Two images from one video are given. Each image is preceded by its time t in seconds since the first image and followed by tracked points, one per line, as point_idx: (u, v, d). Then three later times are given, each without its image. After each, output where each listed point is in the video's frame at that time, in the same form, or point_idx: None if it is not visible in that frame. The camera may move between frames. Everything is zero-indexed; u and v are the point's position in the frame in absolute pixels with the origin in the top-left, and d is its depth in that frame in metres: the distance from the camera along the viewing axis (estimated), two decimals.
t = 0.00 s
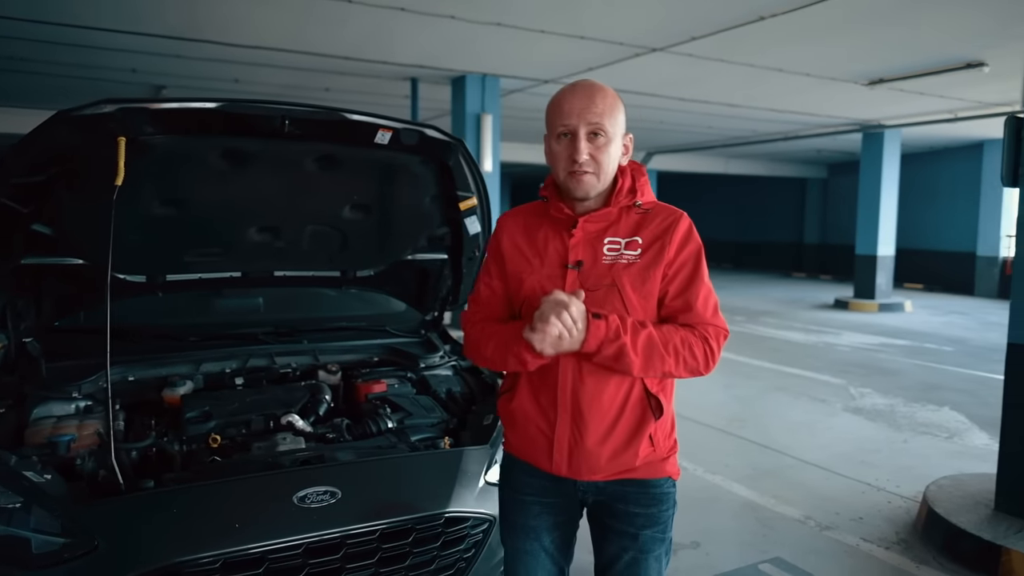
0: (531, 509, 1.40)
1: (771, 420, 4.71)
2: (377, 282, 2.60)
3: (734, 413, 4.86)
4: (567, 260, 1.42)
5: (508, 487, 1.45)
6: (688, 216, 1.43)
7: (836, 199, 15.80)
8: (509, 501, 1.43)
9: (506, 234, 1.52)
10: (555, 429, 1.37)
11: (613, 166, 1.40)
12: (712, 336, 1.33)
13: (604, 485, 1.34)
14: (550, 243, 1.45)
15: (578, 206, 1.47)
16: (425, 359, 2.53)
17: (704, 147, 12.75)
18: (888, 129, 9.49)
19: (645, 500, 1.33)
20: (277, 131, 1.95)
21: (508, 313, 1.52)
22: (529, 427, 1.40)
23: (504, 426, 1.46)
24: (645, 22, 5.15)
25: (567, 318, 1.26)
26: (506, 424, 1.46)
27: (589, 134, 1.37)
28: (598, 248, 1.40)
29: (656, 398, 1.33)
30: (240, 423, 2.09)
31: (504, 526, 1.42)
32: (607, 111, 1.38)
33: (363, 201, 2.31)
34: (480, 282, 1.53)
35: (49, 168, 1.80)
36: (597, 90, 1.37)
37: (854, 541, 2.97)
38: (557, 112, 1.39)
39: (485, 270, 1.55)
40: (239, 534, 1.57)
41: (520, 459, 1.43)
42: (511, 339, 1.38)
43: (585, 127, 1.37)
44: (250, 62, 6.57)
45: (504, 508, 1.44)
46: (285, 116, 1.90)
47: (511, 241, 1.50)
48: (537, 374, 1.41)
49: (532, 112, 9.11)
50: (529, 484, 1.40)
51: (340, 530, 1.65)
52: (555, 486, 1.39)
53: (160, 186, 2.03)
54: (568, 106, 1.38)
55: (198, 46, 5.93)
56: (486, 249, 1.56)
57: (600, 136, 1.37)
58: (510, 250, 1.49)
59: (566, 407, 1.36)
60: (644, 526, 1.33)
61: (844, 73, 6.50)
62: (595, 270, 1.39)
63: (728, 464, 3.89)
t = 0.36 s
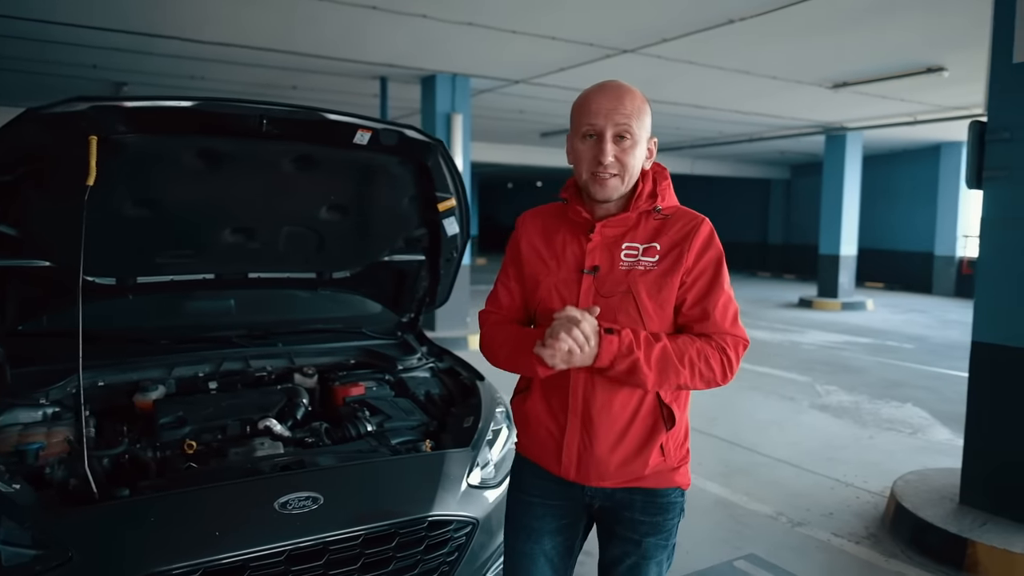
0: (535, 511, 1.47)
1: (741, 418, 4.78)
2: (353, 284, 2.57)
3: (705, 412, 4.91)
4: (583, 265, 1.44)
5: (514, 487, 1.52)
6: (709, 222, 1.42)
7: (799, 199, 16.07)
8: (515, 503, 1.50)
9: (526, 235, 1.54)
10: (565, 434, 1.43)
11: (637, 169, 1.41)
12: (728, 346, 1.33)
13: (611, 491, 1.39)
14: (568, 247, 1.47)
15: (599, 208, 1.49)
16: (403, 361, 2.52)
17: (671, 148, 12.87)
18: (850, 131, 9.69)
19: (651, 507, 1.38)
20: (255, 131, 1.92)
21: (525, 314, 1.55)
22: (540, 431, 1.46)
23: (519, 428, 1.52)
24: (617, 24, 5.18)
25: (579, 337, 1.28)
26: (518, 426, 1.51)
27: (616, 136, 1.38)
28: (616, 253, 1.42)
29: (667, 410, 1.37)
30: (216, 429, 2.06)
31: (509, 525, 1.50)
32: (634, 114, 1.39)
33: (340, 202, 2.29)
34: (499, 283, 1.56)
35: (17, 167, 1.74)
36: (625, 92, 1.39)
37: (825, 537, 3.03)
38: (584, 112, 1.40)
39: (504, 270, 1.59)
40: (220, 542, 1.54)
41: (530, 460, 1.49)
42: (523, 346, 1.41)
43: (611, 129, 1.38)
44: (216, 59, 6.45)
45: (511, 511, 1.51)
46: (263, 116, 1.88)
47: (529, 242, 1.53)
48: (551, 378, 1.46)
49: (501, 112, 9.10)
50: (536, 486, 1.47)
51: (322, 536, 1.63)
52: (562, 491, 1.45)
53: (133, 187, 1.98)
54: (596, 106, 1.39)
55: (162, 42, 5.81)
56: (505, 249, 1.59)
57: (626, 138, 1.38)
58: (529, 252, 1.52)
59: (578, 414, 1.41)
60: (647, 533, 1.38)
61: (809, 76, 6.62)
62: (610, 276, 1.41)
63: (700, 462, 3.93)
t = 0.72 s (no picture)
0: (532, 513, 1.46)
1: (712, 416, 4.83)
2: (330, 284, 2.54)
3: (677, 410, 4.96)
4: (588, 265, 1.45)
5: (511, 489, 1.52)
6: (715, 226, 1.44)
7: (764, 199, 16.32)
8: (513, 505, 1.50)
9: (531, 234, 1.55)
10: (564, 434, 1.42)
11: (647, 169, 1.43)
12: (735, 356, 1.33)
13: (610, 495, 1.39)
14: (573, 247, 1.48)
15: (606, 210, 1.50)
16: (381, 363, 2.48)
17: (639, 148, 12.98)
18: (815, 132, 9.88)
19: (649, 512, 1.38)
20: (231, 129, 1.90)
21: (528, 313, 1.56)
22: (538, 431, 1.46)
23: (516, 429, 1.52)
24: (588, 25, 5.21)
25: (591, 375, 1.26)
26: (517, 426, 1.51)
27: (627, 137, 1.39)
28: (621, 254, 1.43)
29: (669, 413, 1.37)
30: (192, 433, 2.01)
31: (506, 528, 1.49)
32: (645, 115, 1.41)
33: (318, 202, 2.26)
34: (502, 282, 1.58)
35: None
36: (636, 94, 1.40)
37: (798, 532, 3.07)
38: (596, 112, 1.41)
39: (508, 270, 1.60)
40: (201, 549, 1.51)
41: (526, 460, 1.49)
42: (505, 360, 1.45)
43: (622, 130, 1.39)
44: (180, 55, 6.33)
45: (508, 513, 1.51)
46: (240, 113, 1.85)
47: (534, 242, 1.54)
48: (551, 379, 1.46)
49: (471, 111, 9.08)
50: (533, 488, 1.47)
51: (305, 541, 1.61)
52: (561, 497, 1.44)
53: (104, 185, 1.92)
54: (608, 106, 1.40)
55: (123, 37, 5.67)
56: (509, 248, 1.60)
57: (636, 140, 1.40)
58: (533, 252, 1.53)
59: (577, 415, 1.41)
60: (645, 538, 1.39)
61: (775, 78, 6.72)
62: (615, 276, 1.42)
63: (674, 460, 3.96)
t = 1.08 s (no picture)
0: (535, 513, 1.51)
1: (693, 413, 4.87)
2: (315, 283, 2.50)
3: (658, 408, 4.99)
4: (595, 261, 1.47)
5: (513, 490, 1.56)
6: (721, 223, 1.46)
7: (739, 199, 16.48)
8: (516, 506, 1.54)
9: (536, 228, 1.58)
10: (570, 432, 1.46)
11: (647, 165, 1.46)
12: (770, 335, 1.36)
13: (617, 495, 1.44)
14: (580, 242, 1.51)
15: (612, 206, 1.53)
16: (367, 362, 2.46)
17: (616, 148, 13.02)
18: (789, 133, 10.00)
19: (653, 511, 1.43)
20: (218, 125, 1.88)
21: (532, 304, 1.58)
22: (544, 429, 1.49)
23: (519, 426, 1.56)
24: (568, 24, 5.22)
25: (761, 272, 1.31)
26: (521, 424, 1.55)
27: (625, 132, 1.43)
28: (628, 250, 1.46)
29: (675, 411, 1.41)
30: (177, 435, 1.98)
31: (510, 530, 1.54)
32: (644, 110, 1.45)
33: (304, 200, 2.23)
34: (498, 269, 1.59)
35: None
36: (632, 89, 1.44)
37: (781, 527, 3.10)
38: (594, 108, 1.45)
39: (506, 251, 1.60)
40: (192, 552, 1.49)
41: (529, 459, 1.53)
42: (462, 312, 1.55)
43: (620, 124, 1.43)
44: (153, 51, 6.22)
45: (510, 513, 1.55)
46: (227, 109, 1.83)
47: (537, 239, 1.56)
48: (557, 377, 1.50)
49: (449, 110, 9.05)
50: (536, 488, 1.51)
51: (299, 543, 1.59)
52: (564, 498, 1.49)
53: (85, 183, 1.88)
54: (605, 102, 1.44)
55: (95, 32, 5.56)
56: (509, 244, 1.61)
57: (634, 134, 1.43)
58: (538, 245, 1.55)
59: (584, 413, 1.45)
60: (649, 538, 1.44)
61: (752, 79, 6.80)
62: (623, 271, 1.44)
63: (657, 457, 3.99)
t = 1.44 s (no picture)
0: (537, 512, 1.52)
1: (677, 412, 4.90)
2: (302, 284, 2.48)
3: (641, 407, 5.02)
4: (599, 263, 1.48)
5: (514, 490, 1.57)
6: (724, 228, 1.48)
7: (716, 199, 16.63)
8: (517, 505, 1.55)
9: (539, 230, 1.59)
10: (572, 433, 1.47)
11: (652, 171, 1.47)
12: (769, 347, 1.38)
13: (620, 496, 1.45)
14: (583, 244, 1.52)
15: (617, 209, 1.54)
16: (354, 363, 2.43)
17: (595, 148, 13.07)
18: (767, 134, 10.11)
19: (655, 512, 1.44)
20: (207, 125, 1.85)
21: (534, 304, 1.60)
22: (546, 430, 1.50)
23: (521, 427, 1.57)
24: (551, 25, 5.23)
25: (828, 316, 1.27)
26: (523, 423, 1.56)
27: (632, 139, 1.43)
28: (633, 253, 1.47)
29: (676, 413, 1.42)
30: (165, 439, 1.95)
31: (511, 530, 1.54)
32: (649, 116, 1.45)
33: (293, 201, 2.21)
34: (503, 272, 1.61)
35: None
36: (639, 95, 1.43)
37: (767, 524, 3.13)
38: (601, 114, 1.45)
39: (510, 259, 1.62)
40: (186, 558, 1.47)
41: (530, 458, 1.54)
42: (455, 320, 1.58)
43: (628, 131, 1.43)
44: (129, 49, 6.12)
45: (511, 512, 1.56)
46: (217, 109, 1.81)
47: (541, 241, 1.57)
48: (559, 378, 1.51)
49: (429, 110, 9.02)
50: (537, 486, 1.52)
51: (294, 547, 1.57)
52: (565, 498, 1.50)
53: (70, 182, 1.84)
54: (613, 108, 1.43)
55: (69, 29, 5.46)
56: (513, 245, 1.62)
57: (641, 141, 1.43)
58: (542, 247, 1.56)
59: (586, 413, 1.45)
60: (650, 538, 1.45)
61: (731, 81, 6.86)
62: (627, 273, 1.45)
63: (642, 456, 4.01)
